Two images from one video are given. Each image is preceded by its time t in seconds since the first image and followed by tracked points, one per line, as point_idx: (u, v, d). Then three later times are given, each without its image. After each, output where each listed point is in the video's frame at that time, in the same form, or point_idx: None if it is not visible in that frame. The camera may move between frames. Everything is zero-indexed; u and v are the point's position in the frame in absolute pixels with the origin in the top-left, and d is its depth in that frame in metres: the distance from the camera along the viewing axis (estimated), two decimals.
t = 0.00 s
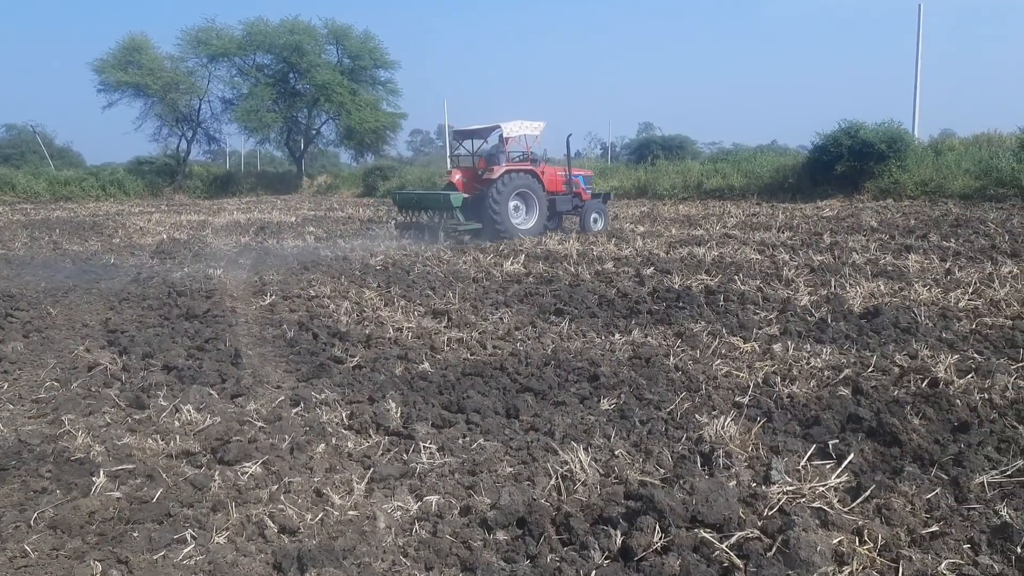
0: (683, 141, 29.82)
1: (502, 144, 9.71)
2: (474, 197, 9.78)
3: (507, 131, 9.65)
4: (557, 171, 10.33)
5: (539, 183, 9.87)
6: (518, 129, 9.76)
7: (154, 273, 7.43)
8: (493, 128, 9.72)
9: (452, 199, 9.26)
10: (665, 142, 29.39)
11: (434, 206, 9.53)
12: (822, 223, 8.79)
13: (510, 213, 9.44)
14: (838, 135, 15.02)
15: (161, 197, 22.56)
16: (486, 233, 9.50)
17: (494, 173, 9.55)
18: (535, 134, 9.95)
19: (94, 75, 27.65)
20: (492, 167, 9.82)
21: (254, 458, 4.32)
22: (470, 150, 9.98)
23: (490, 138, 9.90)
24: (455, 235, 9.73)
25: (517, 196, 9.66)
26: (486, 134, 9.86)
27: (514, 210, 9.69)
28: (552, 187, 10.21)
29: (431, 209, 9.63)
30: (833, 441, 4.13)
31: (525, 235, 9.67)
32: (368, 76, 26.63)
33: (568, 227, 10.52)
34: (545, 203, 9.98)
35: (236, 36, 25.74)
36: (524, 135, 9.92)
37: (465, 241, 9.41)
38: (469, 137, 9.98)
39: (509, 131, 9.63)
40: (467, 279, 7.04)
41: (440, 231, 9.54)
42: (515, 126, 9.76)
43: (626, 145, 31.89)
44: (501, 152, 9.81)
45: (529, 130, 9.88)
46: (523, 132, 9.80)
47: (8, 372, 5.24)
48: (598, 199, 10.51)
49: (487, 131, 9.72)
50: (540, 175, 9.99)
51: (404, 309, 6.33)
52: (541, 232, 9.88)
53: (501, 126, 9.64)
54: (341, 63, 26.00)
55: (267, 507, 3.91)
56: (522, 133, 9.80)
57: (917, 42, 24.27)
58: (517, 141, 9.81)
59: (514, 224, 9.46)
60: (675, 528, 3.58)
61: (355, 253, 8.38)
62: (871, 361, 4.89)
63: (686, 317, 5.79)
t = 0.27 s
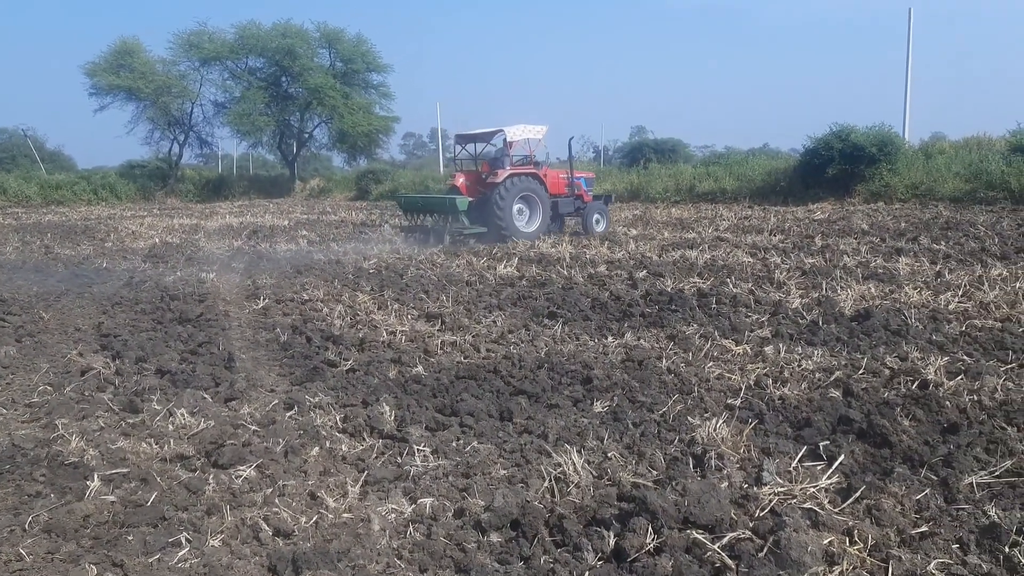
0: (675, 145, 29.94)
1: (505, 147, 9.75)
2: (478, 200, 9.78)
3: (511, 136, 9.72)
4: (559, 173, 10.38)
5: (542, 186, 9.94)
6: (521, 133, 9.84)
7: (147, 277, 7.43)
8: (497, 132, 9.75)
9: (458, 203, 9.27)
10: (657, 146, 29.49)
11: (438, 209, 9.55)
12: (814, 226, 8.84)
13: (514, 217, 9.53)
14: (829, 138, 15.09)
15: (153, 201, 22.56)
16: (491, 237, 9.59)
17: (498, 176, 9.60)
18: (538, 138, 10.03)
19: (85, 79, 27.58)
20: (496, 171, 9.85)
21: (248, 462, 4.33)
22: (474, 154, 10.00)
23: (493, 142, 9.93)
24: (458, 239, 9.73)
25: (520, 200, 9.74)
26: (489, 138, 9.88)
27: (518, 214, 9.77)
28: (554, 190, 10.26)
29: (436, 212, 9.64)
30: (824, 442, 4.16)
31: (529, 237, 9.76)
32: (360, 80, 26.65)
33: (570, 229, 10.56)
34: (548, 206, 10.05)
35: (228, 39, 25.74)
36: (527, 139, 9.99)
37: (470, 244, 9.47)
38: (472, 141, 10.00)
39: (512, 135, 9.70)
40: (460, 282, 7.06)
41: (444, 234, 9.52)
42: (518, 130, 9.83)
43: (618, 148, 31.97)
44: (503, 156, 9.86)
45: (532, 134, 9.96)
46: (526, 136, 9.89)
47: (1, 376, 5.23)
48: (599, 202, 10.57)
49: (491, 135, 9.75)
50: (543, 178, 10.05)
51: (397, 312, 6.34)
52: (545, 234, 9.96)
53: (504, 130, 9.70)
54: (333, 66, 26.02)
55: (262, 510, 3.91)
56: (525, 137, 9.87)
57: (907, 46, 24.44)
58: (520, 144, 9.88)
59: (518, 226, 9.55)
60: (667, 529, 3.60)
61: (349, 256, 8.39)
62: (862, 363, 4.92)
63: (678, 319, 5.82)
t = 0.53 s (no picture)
0: (662, 150, 30.09)
1: (500, 153, 9.79)
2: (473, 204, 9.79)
3: (505, 142, 9.75)
4: (553, 178, 10.41)
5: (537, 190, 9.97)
6: (515, 139, 9.87)
7: (133, 283, 7.41)
8: (492, 138, 9.79)
9: (454, 206, 9.29)
10: (645, 151, 29.61)
11: (435, 213, 9.57)
12: (799, 230, 8.89)
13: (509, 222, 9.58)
14: (814, 143, 15.19)
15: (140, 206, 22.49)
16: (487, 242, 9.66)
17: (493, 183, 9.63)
18: (532, 143, 10.06)
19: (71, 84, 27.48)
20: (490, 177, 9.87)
21: (233, 467, 4.31)
22: (468, 159, 10.00)
23: (487, 148, 9.95)
24: (454, 242, 9.75)
25: (515, 205, 9.78)
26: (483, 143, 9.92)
27: (513, 219, 9.82)
28: (548, 195, 10.29)
29: (432, 216, 9.66)
30: (807, 444, 4.18)
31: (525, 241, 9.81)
32: (348, 85, 26.66)
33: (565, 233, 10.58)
34: (543, 210, 10.08)
35: (215, 45, 25.72)
36: (521, 145, 10.02)
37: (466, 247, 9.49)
38: (466, 147, 10.01)
39: (507, 141, 9.73)
40: (448, 287, 7.06)
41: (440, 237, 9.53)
42: (512, 137, 9.87)
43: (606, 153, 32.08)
44: (498, 162, 9.89)
45: (526, 139, 9.99)
46: (520, 142, 9.92)
47: None
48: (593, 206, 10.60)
49: (485, 140, 9.78)
50: (537, 183, 10.07)
51: (385, 316, 6.34)
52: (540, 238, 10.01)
53: (499, 136, 9.75)
54: (321, 71, 26.02)
55: (247, 516, 3.90)
56: (519, 142, 9.90)
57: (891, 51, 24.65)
58: (514, 150, 9.91)
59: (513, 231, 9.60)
60: (652, 531, 3.61)
61: (336, 261, 8.38)
62: (846, 365, 4.95)
63: (664, 323, 5.84)
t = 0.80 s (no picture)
0: (644, 154, 30.24)
1: (489, 158, 9.80)
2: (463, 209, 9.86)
3: (494, 146, 9.75)
4: (541, 182, 10.40)
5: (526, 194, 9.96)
6: (504, 143, 9.85)
7: (111, 287, 7.35)
8: (480, 142, 9.80)
9: (444, 208, 9.29)
10: (627, 155, 29.72)
11: (425, 215, 9.58)
12: (778, 234, 8.93)
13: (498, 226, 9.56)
14: (794, 146, 15.28)
15: (117, 211, 22.32)
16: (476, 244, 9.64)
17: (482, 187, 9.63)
18: (521, 148, 10.04)
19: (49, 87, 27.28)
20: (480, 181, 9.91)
21: (208, 473, 4.28)
22: (458, 162, 10.03)
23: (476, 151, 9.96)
24: (445, 245, 9.75)
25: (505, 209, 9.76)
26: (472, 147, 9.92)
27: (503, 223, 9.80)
28: (537, 198, 10.28)
29: (423, 218, 9.67)
30: (783, 446, 4.19)
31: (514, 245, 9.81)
32: (329, 88, 26.59)
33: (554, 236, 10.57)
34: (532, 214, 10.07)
35: (195, 48, 25.62)
36: (510, 149, 10.01)
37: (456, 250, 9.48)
38: (455, 150, 10.02)
39: (495, 146, 9.72)
40: (428, 290, 7.04)
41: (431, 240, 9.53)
42: (501, 141, 9.86)
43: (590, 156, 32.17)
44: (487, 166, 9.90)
45: (515, 144, 9.97)
46: (509, 146, 9.90)
47: None
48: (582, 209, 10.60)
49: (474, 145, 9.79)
50: (526, 186, 10.06)
51: (364, 320, 6.32)
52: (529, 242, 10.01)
53: (487, 140, 9.77)
54: (301, 75, 25.99)
55: (221, 521, 3.86)
56: (509, 146, 9.88)
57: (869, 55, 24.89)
58: (503, 155, 9.90)
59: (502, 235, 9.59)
60: (628, 534, 3.60)
61: (317, 265, 8.35)
62: (823, 368, 4.97)
63: (644, 326, 5.85)
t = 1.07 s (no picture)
0: (630, 158, 30.31)
1: (482, 162, 9.77)
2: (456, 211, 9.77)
3: (487, 150, 9.75)
4: (533, 186, 10.38)
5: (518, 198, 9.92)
6: (498, 148, 9.86)
7: (91, 294, 7.30)
8: (473, 147, 9.77)
9: (438, 212, 9.29)
10: (613, 160, 29.75)
11: (420, 219, 9.57)
12: (762, 238, 8.92)
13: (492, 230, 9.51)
14: (777, 150, 15.28)
15: (100, 217, 22.24)
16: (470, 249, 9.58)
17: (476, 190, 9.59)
18: (515, 152, 10.05)
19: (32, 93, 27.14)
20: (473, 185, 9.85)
21: (183, 482, 4.22)
22: (451, 167, 9.97)
23: (469, 156, 9.92)
24: (439, 248, 9.73)
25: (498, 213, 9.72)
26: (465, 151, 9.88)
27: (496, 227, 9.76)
28: (530, 202, 10.25)
29: (417, 223, 9.66)
30: (764, 451, 4.15)
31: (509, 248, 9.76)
32: (314, 93, 26.55)
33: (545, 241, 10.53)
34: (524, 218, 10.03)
35: (177, 53, 25.58)
36: (503, 153, 10.02)
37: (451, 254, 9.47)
38: (448, 155, 9.97)
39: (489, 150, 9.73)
40: (411, 296, 7.01)
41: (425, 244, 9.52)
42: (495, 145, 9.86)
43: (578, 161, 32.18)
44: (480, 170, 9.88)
45: (509, 148, 9.97)
46: (503, 151, 9.91)
47: None
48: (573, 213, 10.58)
49: (468, 149, 9.76)
50: (519, 190, 10.03)
51: (345, 327, 6.28)
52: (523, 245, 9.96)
53: (480, 144, 9.75)
54: (285, 80, 25.98)
55: (195, 532, 3.81)
56: (502, 151, 9.89)
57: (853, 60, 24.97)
58: (497, 159, 9.90)
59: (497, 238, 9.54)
60: (606, 541, 3.56)
61: (300, 271, 8.30)
62: (804, 372, 4.94)
63: (626, 331, 5.81)
